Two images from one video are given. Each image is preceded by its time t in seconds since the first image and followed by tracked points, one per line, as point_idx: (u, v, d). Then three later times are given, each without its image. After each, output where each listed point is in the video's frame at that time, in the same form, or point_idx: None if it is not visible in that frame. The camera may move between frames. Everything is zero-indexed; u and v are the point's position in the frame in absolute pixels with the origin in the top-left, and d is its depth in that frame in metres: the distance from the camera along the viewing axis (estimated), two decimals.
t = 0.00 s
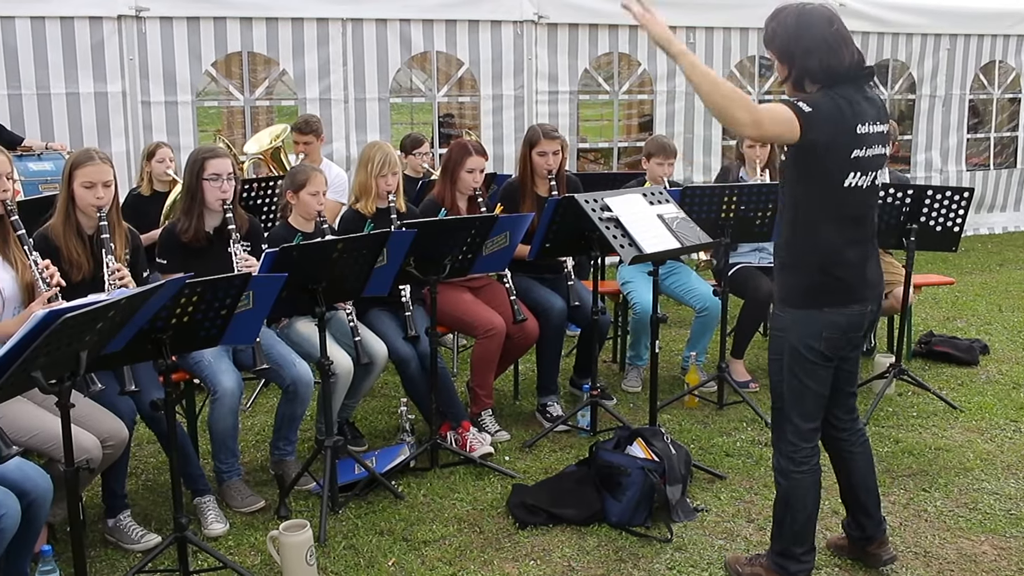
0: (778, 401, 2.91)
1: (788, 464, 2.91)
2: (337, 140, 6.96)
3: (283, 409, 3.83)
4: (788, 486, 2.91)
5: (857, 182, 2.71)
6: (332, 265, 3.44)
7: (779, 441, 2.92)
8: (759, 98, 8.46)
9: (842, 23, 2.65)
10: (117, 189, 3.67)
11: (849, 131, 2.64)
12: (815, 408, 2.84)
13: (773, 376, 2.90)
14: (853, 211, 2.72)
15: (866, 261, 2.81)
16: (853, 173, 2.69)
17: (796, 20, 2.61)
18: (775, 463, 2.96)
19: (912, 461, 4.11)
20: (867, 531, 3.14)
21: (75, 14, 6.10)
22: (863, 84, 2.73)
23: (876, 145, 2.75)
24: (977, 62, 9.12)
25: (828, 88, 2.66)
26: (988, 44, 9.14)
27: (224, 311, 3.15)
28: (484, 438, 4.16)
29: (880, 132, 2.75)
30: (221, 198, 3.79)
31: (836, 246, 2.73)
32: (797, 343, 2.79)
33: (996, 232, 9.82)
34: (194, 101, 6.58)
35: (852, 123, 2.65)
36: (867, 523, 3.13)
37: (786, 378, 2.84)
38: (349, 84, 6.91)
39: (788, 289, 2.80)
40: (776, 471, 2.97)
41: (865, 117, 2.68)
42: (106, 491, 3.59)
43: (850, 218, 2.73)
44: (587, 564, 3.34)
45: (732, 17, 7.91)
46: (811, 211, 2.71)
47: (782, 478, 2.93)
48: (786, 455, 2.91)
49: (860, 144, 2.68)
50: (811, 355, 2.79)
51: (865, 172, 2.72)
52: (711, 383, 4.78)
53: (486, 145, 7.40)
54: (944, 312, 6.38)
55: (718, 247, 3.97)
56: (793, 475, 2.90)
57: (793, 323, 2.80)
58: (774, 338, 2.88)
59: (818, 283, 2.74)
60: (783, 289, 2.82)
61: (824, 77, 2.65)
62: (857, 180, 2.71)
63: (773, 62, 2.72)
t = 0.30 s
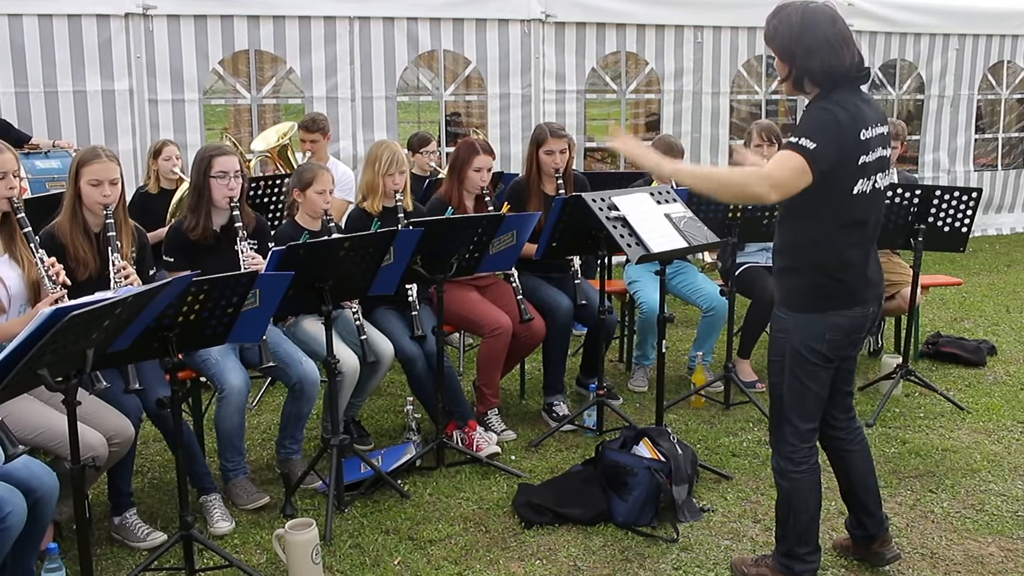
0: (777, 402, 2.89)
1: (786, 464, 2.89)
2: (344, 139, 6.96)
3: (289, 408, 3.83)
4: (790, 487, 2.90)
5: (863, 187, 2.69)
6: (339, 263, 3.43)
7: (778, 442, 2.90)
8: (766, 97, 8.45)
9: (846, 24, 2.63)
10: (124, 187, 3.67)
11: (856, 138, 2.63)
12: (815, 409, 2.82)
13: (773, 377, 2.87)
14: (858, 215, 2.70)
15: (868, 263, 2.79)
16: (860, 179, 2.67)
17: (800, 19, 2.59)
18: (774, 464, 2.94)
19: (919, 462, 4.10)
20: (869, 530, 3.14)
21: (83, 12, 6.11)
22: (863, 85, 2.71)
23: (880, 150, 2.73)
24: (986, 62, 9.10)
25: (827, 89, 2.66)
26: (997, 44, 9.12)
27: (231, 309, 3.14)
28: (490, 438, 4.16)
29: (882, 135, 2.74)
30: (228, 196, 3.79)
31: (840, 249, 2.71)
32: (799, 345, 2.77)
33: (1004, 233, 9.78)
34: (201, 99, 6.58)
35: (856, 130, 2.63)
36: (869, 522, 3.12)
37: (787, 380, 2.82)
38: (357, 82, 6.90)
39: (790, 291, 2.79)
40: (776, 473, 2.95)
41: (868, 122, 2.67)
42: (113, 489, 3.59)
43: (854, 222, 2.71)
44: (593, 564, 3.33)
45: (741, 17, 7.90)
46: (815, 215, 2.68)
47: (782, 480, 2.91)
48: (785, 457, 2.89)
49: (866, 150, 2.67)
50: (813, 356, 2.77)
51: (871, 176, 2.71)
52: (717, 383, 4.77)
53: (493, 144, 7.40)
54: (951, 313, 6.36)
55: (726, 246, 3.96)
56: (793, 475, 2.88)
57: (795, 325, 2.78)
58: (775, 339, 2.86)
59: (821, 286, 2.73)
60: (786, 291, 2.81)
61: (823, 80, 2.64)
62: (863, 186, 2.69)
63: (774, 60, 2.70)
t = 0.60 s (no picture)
0: (787, 403, 2.88)
1: (798, 465, 2.88)
2: (352, 138, 6.96)
3: (298, 406, 3.83)
4: (800, 489, 2.88)
5: (865, 178, 2.67)
6: (347, 262, 3.43)
7: (789, 444, 2.90)
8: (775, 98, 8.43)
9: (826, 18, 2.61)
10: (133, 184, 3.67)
11: (860, 129, 2.60)
12: (825, 409, 2.81)
13: (782, 380, 2.87)
14: (860, 207, 2.69)
15: (873, 256, 2.77)
16: (863, 170, 2.66)
17: (784, 26, 2.56)
18: (786, 466, 2.93)
19: (928, 464, 4.09)
20: (873, 527, 3.12)
21: (93, 10, 6.12)
22: (868, 77, 2.67)
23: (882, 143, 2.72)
24: (996, 62, 9.08)
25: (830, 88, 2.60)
26: (1007, 44, 9.10)
27: (239, 307, 3.14)
28: (499, 438, 4.15)
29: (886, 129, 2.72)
30: (236, 193, 3.79)
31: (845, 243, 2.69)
32: (808, 346, 2.76)
33: (1014, 234, 9.74)
34: (209, 97, 6.58)
35: (862, 121, 2.60)
36: (875, 520, 3.11)
37: (797, 380, 2.82)
38: (365, 81, 6.90)
39: (798, 291, 2.77)
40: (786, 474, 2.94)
41: (874, 115, 2.64)
42: (120, 486, 3.60)
43: (857, 215, 2.69)
44: (601, 564, 3.32)
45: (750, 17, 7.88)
46: (822, 212, 2.67)
47: (793, 482, 2.90)
48: (796, 458, 2.88)
49: (869, 142, 2.65)
50: (823, 357, 2.76)
51: (873, 167, 2.69)
52: (726, 383, 4.76)
53: (502, 143, 7.39)
54: (961, 314, 6.34)
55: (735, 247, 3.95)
56: (805, 477, 2.87)
57: (805, 326, 2.77)
58: (783, 341, 2.85)
59: (830, 284, 2.71)
60: (793, 291, 2.79)
61: (824, 79, 2.59)
62: (865, 177, 2.67)
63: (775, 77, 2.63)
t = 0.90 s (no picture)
0: (795, 406, 2.85)
1: (806, 468, 2.86)
2: (363, 136, 6.95)
3: (308, 405, 3.83)
4: (808, 492, 2.86)
5: (881, 184, 2.65)
6: (358, 261, 3.43)
7: (796, 446, 2.88)
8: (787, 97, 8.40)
9: (818, 23, 2.59)
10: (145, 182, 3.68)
11: (873, 133, 2.58)
12: (834, 412, 2.80)
13: (791, 382, 2.84)
14: (875, 213, 2.66)
15: (886, 261, 2.75)
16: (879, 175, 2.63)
17: (773, 44, 2.58)
18: (792, 468, 2.91)
19: (939, 465, 4.07)
20: (883, 528, 3.10)
21: (105, 8, 6.14)
22: (870, 79, 2.65)
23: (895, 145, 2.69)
24: (1010, 62, 9.04)
25: (828, 95, 2.61)
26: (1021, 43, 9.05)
27: (250, 306, 3.14)
28: (508, 437, 4.15)
29: (896, 129, 2.69)
30: (248, 191, 3.79)
31: (858, 249, 2.67)
32: (818, 349, 2.74)
33: None
34: (220, 95, 6.59)
35: (873, 125, 2.58)
36: (884, 521, 3.09)
37: (806, 384, 2.79)
38: (376, 80, 6.90)
39: (808, 295, 2.75)
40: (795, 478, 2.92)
41: (884, 117, 2.62)
42: (131, 483, 3.60)
43: (872, 221, 2.67)
44: (611, 564, 3.31)
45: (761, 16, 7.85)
46: (836, 220, 2.64)
47: (802, 484, 2.88)
48: (803, 461, 2.86)
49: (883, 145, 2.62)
50: (832, 361, 2.74)
51: (888, 172, 2.67)
52: (737, 383, 4.74)
53: (513, 142, 7.38)
54: (974, 315, 6.31)
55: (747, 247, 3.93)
56: (812, 479, 2.85)
57: (815, 330, 2.75)
58: (793, 343, 2.82)
59: (843, 290, 2.69)
60: (803, 295, 2.77)
61: (821, 87, 2.60)
62: (881, 182, 2.65)
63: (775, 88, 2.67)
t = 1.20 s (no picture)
0: (810, 408, 2.84)
1: (823, 471, 2.84)
2: (376, 135, 6.96)
3: (320, 403, 3.83)
4: (825, 495, 2.84)
5: (897, 188, 2.63)
6: (371, 259, 3.43)
7: (812, 448, 2.86)
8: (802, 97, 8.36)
9: (877, 16, 2.55)
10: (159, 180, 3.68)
11: (891, 137, 2.55)
12: (850, 415, 2.77)
13: (806, 384, 2.83)
14: (890, 215, 2.65)
15: (900, 262, 2.74)
16: (894, 180, 2.61)
17: (828, 17, 2.52)
18: (809, 471, 2.89)
19: (954, 468, 4.05)
20: (905, 533, 3.07)
21: (119, 7, 6.16)
22: (900, 81, 2.63)
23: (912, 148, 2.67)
24: None
25: (855, 87, 2.59)
26: None
27: (263, 304, 3.15)
28: (520, 437, 4.15)
29: (914, 134, 2.67)
30: (261, 190, 3.79)
31: (872, 250, 2.65)
32: (831, 351, 2.73)
33: None
34: (234, 94, 6.60)
35: (892, 129, 2.56)
36: (905, 525, 3.06)
37: (820, 386, 2.78)
38: (389, 78, 6.90)
39: (822, 295, 2.73)
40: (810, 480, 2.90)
41: (904, 121, 2.59)
42: (144, 481, 3.61)
43: (886, 223, 2.65)
44: (623, 565, 3.30)
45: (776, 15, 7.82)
46: (849, 219, 2.63)
47: (818, 488, 2.86)
48: (821, 464, 2.84)
49: (901, 149, 2.60)
50: (846, 363, 2.72)
51: (904, 177, 2.64)
52: (750, 384, 4.72)
53: (526, 141, 7.37)
54: (989, 316, 6.28)
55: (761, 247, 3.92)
56: (828, 483, 2.83)
57: (827, 332, 2.74)
58: (806, 345, 2.82)
59: (857, 290, 2.68)
60: (817, 295, 2.76)
61: (850, 77, 2.58)
62: (896, 186, 2.63)
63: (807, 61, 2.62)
